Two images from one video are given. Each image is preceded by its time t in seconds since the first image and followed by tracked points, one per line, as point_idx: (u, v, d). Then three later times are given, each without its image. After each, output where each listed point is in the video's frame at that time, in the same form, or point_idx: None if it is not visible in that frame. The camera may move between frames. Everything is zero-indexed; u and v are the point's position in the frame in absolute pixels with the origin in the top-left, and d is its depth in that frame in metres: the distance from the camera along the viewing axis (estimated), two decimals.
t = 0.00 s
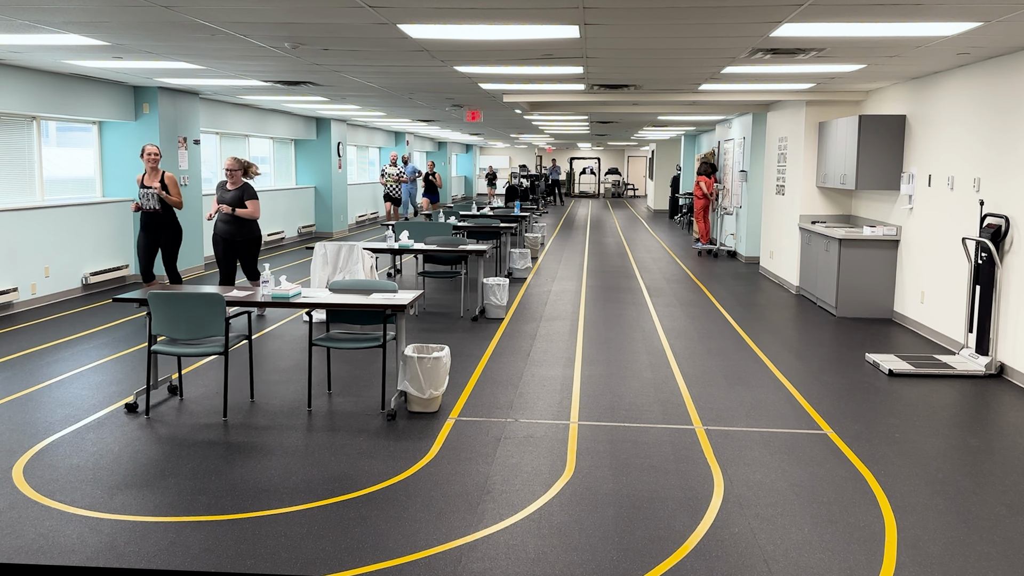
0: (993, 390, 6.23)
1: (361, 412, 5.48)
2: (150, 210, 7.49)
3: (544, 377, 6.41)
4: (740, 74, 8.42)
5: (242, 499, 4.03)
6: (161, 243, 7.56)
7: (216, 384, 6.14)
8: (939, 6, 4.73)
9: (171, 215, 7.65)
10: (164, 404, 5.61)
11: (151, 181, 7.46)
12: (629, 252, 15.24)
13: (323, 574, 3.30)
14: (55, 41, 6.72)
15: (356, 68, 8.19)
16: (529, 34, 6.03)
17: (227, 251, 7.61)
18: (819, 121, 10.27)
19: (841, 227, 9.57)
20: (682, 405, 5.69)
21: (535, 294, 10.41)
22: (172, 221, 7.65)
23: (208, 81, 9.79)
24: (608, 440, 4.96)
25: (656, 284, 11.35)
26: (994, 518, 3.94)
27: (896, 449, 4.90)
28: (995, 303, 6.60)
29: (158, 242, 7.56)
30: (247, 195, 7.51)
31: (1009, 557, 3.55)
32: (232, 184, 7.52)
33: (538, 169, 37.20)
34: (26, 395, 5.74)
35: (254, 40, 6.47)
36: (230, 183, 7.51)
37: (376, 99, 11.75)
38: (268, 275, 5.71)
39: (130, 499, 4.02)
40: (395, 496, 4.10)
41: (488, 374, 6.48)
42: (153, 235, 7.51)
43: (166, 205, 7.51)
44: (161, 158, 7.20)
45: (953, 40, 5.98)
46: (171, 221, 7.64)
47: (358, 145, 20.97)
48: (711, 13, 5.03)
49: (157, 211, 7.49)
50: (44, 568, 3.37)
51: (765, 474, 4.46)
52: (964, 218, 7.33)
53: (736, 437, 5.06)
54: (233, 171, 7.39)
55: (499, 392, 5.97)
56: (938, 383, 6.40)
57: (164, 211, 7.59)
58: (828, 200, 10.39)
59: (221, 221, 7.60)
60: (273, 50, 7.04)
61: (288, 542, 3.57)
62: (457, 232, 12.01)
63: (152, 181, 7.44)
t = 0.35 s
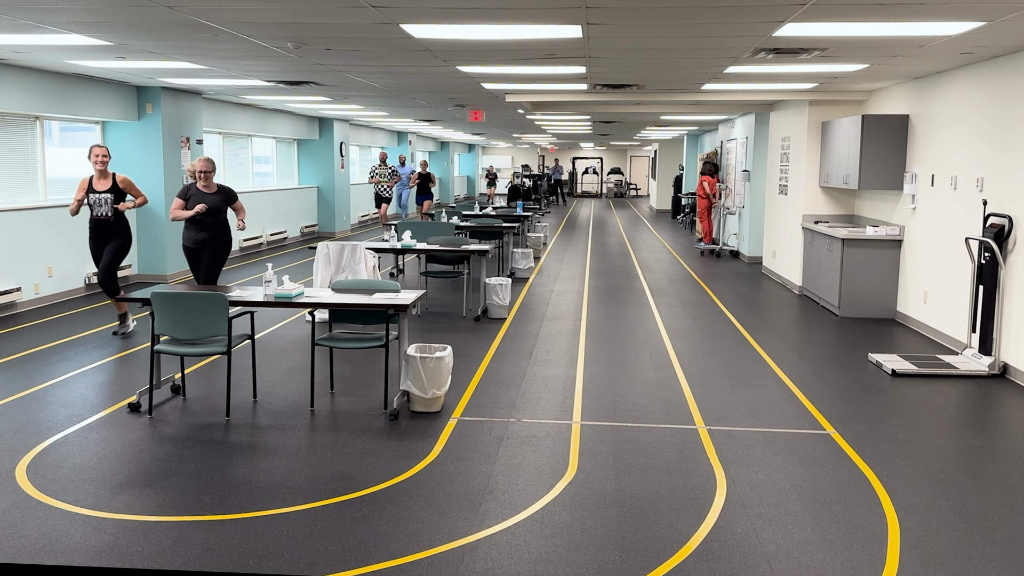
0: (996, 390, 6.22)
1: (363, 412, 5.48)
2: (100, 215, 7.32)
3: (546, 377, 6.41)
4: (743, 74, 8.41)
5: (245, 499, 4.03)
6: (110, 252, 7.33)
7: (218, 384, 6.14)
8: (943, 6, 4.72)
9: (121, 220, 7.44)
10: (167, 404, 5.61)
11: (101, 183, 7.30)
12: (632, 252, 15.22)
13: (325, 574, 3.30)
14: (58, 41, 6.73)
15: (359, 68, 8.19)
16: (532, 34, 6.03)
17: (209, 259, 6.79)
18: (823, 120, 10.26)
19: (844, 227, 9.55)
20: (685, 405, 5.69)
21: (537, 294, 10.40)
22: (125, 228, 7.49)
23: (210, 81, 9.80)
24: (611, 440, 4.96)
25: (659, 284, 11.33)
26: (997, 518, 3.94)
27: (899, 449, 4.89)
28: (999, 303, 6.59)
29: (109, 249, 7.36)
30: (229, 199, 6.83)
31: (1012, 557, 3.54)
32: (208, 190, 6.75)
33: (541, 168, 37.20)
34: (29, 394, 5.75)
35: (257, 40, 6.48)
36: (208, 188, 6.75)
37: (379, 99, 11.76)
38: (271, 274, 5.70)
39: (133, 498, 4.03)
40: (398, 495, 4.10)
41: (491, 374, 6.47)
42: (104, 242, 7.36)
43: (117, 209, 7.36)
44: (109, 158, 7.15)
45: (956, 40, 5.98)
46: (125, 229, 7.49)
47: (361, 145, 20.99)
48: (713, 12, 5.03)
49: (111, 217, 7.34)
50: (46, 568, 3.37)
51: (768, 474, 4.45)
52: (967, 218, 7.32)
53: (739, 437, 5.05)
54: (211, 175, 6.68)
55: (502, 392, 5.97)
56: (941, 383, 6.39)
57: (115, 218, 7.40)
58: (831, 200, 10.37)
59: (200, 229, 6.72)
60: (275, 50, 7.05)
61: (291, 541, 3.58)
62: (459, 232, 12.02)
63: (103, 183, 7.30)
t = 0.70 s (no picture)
0: (998, 390, 6.21)
1: (364, 412, 5.48)
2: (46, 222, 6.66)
3: (548, 377, 6.40)
4: (744, 74, 8.41)
5: (247, 498, 4.04)
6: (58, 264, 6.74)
7: (219, 384, 6.13)
8: (944, 5, 4.72)
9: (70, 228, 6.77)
10: (169, 404, 5.61)
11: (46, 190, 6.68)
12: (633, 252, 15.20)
13: (326, 573, 3.30)
14: (60, 41, 6.74)
15: (361, 68, 8.20)
16: (534, 34, 6.04)
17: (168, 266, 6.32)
18: (825, 120, 10.25)
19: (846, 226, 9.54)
20: (686, 405, 5.69)
21: (539, 294, 10.40)
22: (74, 239, 6.82)
23: (212, 80, 9.81)
24: (612, 440, 4.96)
25: (661, 284, 11.31)
26: (999, 518, 3.93)
27: (901, 449, 4.88)
28: (1001, 303, 6.57)
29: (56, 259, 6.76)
30: (188, 202, 6.25)
31: (1014, 558, 3.53)
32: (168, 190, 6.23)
33: (543, 168, 37.22)
34: (30, 394, 5.76)
35: (259, 40, 6.49)
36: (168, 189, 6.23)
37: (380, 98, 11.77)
38: (273, 274, 5.70)
39: (135, 498, 4.04)
40: (400, 495, 4.10)
41: (493, 374, 6.47)
42: (50, 253, 6.74)
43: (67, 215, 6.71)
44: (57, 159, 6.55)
45: (958, 40, 5.98)
46: (74, 240, 6.83)
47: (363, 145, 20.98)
48: (715, 12, 5.03)
49: (56, 225, 6.67)
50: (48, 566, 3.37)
51: (769, 474, 4.45)
52: (969, 218, 7.31)
53: (740, 437, 5.05)
54: (169, 176, 6.13)
55: (503, 392, 5.97)
56: (943, 383, 6.38)
57: (66, 226, 6.76)
58: (833, 200, 10.36)
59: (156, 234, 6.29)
60: (277, 50, 7.06)
61: (292, 540, 3.58)
62: (461, 232, 12.02)
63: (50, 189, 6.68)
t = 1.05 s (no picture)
0: (1000, 391, 6.21)
1: (366, 412, 5.48)
2: None
3: (549, 377, 6.40)
4: (746, 75, 8.42)
5: (248, 498, 4.04)
6: None
7: (220, 384, 6.13)
8: (947, 6, 4.71)
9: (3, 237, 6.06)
10: (170, 403, 5.62)
11: None
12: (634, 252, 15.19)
13: (327, 573, 3.30)
14: (62, 41, 6.75)
15: (363, 68, 8.21)
16: (536, 34, 6.04)
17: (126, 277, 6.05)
18: (826, 120, 10.24)
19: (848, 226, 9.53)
20: (687, 405, 5.69)
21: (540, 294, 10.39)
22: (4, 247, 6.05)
23: (214, 80, 9.82)
24: (614, 440, 4.96)
25: (662, 284, 11.31)
26: (1000, 519, 3.93)
27: (902, 450, 4.88)
28: (1003, 303, 6.57)
29: None
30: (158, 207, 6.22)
31: (1015, 558, 3.53)
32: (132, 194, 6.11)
33: (544, 168, 37.23)
34: (31, 394, 5.76)
35: (260, 40, 6.49)
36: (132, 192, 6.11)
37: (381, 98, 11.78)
38: (274, 274, 5.70)
39: (136, 497, 4.04)
40: (401, 495, 4.10)
41: (494, 374, 6.47)
42: None
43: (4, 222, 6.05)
44: None
45: (960, 40, 5.97)
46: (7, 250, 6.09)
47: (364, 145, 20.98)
48: (716, 12, 5.03)
49: None
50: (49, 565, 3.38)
51: (771, 474, 4.45)
52: (971, 218, 7.30)
53: (742, 437, 5.05)
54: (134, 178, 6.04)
55: (505, 392, 5.97)
56: (945, 383, 6.38)
57: None
58: (835, 200, 10.35)
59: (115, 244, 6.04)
60: (278, 50, 7.06)
61: (293, 540, 3.58)
62: (462, 232, 12.02)
63: None
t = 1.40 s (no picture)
0: (1000, 391, 6.20)
1: (366, 412, 5.48)
2: None
3: (549, 377, 6.40)
4: (747, 75, 8.43)
5: (248, 498, 4.04)
6: None
7: (221, 384, 6.13)
8: (947, 6, 4.71)
9: None
10: (170, 403, 5.63)
11: None
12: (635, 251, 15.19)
13: (327, 573, 3.30)
14: (62, 40, 6.76)
15: (363, 68, 8.21)
16: (536, 34, 6.04)
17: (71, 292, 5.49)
18: (826, 121, 10.24)
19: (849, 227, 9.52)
20: (687, 405, 5.69)
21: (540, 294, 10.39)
22: None
23: (215, 80, 9.82)
24: (613, 440, 4.96)
25: (663, 284, 11.31)
26: (1000, 519, 3.93)
27: (902, 450, 4.88)
28: (1003, 303, 6.56)
29: None
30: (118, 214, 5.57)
31: (1015, 558, 3.53)
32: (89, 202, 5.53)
33: (544, 168, 37.25)
34: (30, 394, 5.75)
35: (261, 40, 6.49)
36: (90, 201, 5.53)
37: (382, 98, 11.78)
38: (275, 274, 5.70)
39: (136, 497, 4.04)
40: (401, 495, 4.10)
41: (494, 374, 6.47)
42: None
43: None
44: None
45: (961, 40, 5.96)
46: None
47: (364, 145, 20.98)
48: (716, 12, 5.02)
49: None
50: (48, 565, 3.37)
51: (771, 474, 4.45)
52: (971, 218, 7.30)
53: (742, 437, 5.04)
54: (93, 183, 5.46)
55: (505, 392, 5.97)
56: (945, 383, 6.38)
57: None
58: (835, 200, 10.35)
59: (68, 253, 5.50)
60: (278, 50, 7.07)
61: (293, 540, 3.58)
62: (463, 232, 12.02)
63: None
